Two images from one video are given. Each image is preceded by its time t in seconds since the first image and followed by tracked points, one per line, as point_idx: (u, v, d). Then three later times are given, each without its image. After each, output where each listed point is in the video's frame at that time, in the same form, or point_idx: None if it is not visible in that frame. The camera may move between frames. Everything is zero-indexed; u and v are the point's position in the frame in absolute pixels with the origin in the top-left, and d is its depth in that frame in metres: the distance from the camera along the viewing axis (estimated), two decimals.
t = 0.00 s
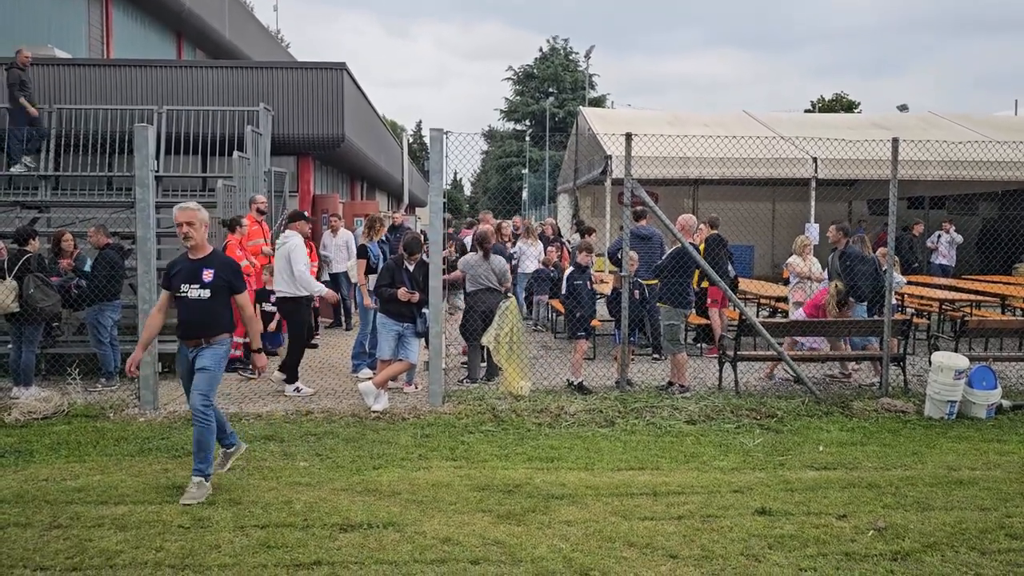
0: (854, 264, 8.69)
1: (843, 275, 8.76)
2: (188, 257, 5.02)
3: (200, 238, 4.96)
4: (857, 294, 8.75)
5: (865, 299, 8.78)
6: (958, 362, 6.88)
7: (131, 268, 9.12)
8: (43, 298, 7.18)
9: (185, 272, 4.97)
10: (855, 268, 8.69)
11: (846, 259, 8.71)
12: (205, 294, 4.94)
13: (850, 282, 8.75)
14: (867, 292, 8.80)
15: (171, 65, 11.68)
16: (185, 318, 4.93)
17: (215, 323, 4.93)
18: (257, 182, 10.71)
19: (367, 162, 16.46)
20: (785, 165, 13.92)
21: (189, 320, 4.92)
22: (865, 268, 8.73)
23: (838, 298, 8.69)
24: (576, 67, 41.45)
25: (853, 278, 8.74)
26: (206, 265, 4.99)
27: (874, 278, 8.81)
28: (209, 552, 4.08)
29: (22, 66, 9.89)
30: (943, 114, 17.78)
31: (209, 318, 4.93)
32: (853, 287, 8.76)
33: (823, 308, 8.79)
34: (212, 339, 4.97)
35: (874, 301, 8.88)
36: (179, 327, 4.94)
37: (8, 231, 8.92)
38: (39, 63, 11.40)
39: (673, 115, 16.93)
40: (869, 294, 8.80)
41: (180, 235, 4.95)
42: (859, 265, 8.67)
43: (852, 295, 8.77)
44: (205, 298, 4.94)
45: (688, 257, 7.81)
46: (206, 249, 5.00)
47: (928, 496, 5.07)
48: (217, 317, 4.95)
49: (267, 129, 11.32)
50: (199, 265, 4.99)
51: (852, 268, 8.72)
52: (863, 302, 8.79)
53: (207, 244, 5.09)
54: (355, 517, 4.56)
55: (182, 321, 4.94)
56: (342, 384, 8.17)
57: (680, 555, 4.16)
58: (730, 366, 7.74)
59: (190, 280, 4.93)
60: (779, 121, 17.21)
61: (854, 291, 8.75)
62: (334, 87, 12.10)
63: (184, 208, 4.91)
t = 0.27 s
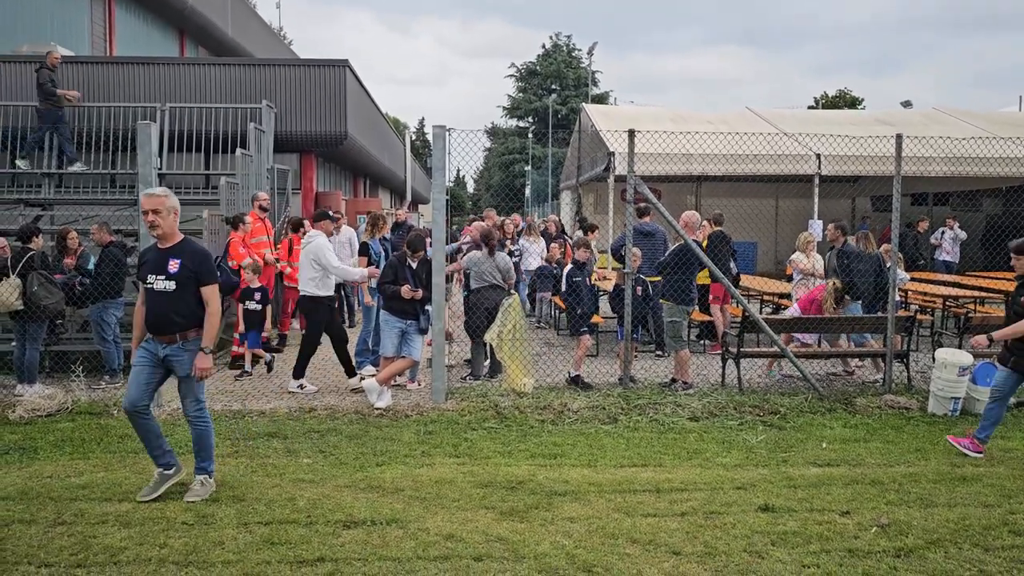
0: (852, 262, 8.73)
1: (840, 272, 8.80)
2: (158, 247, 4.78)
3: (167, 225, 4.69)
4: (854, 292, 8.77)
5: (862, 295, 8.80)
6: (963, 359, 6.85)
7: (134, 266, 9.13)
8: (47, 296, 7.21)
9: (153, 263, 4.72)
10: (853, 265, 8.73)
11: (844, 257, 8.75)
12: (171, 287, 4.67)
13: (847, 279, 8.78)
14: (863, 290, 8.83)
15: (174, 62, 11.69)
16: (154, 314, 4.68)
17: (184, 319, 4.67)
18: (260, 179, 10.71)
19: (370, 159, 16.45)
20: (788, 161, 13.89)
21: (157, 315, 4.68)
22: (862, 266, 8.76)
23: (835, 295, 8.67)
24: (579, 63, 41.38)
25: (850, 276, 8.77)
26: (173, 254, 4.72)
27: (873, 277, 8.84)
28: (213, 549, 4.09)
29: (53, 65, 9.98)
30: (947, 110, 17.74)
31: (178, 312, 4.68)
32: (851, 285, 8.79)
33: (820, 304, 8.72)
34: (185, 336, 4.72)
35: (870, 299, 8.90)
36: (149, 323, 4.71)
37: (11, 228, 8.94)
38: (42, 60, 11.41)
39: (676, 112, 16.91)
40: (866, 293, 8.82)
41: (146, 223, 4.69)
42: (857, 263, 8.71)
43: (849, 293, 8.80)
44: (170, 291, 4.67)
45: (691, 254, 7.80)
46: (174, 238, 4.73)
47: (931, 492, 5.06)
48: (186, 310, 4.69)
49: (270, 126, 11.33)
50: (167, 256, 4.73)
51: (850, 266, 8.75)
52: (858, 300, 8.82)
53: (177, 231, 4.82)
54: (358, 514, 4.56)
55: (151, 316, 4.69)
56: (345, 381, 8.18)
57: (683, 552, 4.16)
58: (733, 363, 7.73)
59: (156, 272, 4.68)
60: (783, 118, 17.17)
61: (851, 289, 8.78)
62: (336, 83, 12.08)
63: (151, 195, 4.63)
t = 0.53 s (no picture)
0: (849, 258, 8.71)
1: (836, 268, 8.80)
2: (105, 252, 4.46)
3: (113, 228, 4.38)
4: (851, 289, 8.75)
5: (859, 293, 8.77)
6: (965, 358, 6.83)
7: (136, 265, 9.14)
8: (50, 295, 7.21)
9: (98, 269, 4.41)
10: (850, 262, 8.72)
11: (841, 254, 8.75)
12: (114, 294, 4.35)
13: (844, 276, 8.77)
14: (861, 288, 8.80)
15: (176, 61, 11.70)
16: (99, 324, 4.35)
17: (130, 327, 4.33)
18: (262, 178, 10.72)
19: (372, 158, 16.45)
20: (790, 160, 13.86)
21: (104, 325, 4.34)
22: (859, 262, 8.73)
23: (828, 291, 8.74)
24: (581, 62, 41.36)
25: (848, 273, 8.76)
26: (117, 259, 4.39)
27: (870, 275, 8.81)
28: (215, 548, 4.09)
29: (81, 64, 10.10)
30: (949, 109, 17.72)
31: (125, 321, 4.34)
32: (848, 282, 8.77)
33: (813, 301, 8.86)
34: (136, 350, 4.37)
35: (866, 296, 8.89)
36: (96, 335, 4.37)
37: (14, 228, 8.95)
38: (46, 60, 11.44)
39: (678, 111, 16.90)
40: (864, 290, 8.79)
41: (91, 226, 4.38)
42: (854, 259, 8.70)
43: (844, 289, 8.80)
44: (114, 298, 4.35)
45: (693, 253, 7.80)
46: (118, 241, 4.39)
47: (933, 491, 5.06)
48: (132, 320, 4.36)
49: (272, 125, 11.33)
50: (111, 260, 4.40)
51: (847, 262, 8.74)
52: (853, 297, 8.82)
53: (126, 234, 4.49)
54: (360, 513, 4.57)
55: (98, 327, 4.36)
56: (347, 379, 8.19)
57: (685, 550, 4.16)
58: (736, 361, 7.73)
59: (99, 277, 4.36)
60: (785, 116, 17.15)
61: (849, 286, 8.76)
62: (338, 82, 12.08)
63: (96, 195, 4.33)
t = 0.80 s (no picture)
0: (838, 257, 8.74)
1: (826, 266, 8.78)
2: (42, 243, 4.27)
3: (47, 217, 4.18)
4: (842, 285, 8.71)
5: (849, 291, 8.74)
6: (965, 357, 6.84)
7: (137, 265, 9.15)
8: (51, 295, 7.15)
9: (36, 262, 4.22)
10: (838, 260, 8.73)
11: (830, 252, 8.77)
12: (55, 288, 4.16)
13: (834, 274, 8.74)
14: (850, 286, 8.77)
15: (176, 61, 11.70)
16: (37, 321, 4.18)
17: (73, 326, 4.18)
18: (262, 178, 10.72)
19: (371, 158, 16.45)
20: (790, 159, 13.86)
21: (43, 322, 4.17)
22: (844, 260, 8.76)
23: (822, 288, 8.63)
24: (581, 62, 41.36)
25: (837, 271, 8.74)
26: (55, 250, 4.20)
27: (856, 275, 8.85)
28: (216, 547, 4.10)
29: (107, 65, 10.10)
30: (949, 108, 17.73)
31: (64, 318, 4.17)
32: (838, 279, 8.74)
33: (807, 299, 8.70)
34: (72, 346, 4.22)
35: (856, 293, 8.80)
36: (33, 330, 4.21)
37: (14, 227, 8.96)
38: (46, 60, 11.44)
39: (678, 110, 16.90)
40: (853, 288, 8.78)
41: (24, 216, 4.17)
42: (840, 258, 8.73)
43: (835, 286, 8.73)
44: (54, 292, 4.17)
45: (693, 253, 7.81)
46: (59, 231, 4.24)
47: (933, 491, 5.06)
48: (75, 315, 4.19)
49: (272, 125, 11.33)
50: (50, 252, 4.21)
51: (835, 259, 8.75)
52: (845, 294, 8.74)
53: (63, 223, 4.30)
54: (361, 512, 4.57)
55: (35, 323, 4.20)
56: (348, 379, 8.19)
57: (684, 549, 4.17)
58: (736, 361, 7.73)
59: (37, 271, 4.17)
60: (785, 116, 17.15)
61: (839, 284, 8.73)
62: (337, 81, 12.07)
63: (28, 182, 4.11)
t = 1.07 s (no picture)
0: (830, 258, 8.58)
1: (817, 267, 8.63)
2: None
3: None
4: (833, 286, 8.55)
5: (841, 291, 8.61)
6: (964, 357, 6.86)
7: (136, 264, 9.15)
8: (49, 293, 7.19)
9: None
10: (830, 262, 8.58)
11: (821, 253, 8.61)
12: None
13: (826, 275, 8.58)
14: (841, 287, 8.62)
15: (176, 60, 11.70)
16: None
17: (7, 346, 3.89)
18: (261, 178, 10.71)
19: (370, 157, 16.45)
20: (789, 159, 13.87)
21: None
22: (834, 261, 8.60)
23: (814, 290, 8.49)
24: (580, 61, 41.36)
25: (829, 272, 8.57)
26: None
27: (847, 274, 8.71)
28: (215, 546, 4.10)
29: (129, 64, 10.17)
30: (948, 108, 17.75)
31: None
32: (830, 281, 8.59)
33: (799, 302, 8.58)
34: None
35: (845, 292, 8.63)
36: None
37: (13, 227, 8.95)
38: (45, 59, 11.44)
39: (678, 110, 16.90)
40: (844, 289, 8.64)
41: None
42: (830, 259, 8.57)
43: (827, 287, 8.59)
44: None
45: (692, 252, 7.81)
46: None
47: (932, 490, 5.07)
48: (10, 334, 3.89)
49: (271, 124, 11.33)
50: None
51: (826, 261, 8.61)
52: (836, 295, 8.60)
53: None
54: (360, 511, 4.58)
55: None
56: (347, 378, 8.20)
57: (683, 548, 4.18)
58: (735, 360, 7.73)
59: None
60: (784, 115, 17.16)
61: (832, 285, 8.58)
62: (337, 81, 12.07)
63: None
